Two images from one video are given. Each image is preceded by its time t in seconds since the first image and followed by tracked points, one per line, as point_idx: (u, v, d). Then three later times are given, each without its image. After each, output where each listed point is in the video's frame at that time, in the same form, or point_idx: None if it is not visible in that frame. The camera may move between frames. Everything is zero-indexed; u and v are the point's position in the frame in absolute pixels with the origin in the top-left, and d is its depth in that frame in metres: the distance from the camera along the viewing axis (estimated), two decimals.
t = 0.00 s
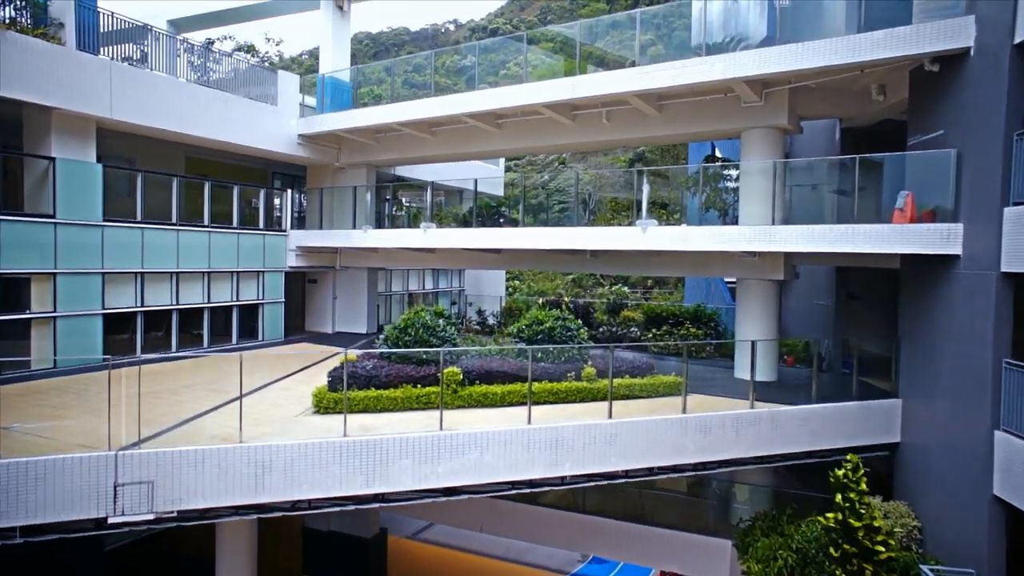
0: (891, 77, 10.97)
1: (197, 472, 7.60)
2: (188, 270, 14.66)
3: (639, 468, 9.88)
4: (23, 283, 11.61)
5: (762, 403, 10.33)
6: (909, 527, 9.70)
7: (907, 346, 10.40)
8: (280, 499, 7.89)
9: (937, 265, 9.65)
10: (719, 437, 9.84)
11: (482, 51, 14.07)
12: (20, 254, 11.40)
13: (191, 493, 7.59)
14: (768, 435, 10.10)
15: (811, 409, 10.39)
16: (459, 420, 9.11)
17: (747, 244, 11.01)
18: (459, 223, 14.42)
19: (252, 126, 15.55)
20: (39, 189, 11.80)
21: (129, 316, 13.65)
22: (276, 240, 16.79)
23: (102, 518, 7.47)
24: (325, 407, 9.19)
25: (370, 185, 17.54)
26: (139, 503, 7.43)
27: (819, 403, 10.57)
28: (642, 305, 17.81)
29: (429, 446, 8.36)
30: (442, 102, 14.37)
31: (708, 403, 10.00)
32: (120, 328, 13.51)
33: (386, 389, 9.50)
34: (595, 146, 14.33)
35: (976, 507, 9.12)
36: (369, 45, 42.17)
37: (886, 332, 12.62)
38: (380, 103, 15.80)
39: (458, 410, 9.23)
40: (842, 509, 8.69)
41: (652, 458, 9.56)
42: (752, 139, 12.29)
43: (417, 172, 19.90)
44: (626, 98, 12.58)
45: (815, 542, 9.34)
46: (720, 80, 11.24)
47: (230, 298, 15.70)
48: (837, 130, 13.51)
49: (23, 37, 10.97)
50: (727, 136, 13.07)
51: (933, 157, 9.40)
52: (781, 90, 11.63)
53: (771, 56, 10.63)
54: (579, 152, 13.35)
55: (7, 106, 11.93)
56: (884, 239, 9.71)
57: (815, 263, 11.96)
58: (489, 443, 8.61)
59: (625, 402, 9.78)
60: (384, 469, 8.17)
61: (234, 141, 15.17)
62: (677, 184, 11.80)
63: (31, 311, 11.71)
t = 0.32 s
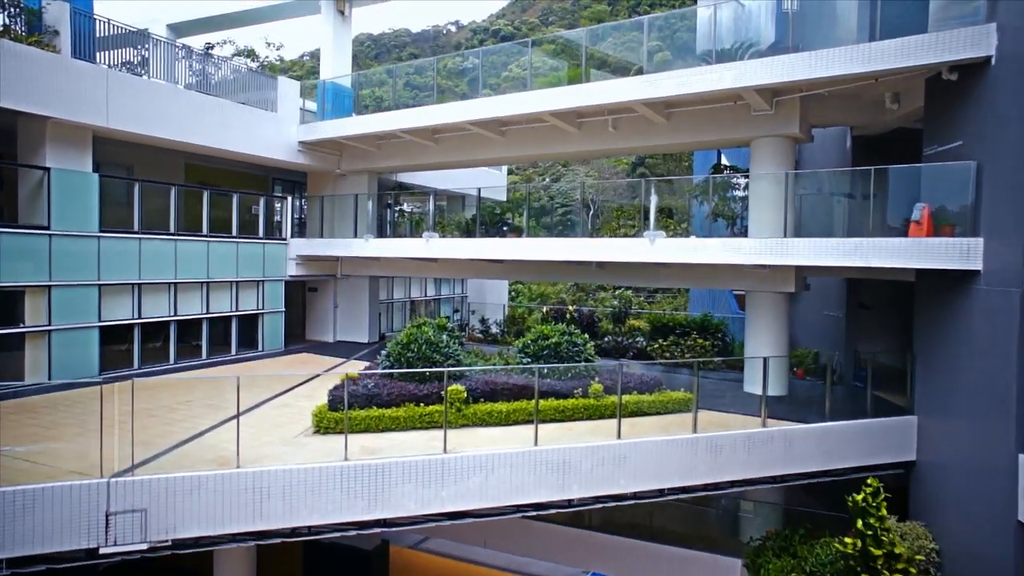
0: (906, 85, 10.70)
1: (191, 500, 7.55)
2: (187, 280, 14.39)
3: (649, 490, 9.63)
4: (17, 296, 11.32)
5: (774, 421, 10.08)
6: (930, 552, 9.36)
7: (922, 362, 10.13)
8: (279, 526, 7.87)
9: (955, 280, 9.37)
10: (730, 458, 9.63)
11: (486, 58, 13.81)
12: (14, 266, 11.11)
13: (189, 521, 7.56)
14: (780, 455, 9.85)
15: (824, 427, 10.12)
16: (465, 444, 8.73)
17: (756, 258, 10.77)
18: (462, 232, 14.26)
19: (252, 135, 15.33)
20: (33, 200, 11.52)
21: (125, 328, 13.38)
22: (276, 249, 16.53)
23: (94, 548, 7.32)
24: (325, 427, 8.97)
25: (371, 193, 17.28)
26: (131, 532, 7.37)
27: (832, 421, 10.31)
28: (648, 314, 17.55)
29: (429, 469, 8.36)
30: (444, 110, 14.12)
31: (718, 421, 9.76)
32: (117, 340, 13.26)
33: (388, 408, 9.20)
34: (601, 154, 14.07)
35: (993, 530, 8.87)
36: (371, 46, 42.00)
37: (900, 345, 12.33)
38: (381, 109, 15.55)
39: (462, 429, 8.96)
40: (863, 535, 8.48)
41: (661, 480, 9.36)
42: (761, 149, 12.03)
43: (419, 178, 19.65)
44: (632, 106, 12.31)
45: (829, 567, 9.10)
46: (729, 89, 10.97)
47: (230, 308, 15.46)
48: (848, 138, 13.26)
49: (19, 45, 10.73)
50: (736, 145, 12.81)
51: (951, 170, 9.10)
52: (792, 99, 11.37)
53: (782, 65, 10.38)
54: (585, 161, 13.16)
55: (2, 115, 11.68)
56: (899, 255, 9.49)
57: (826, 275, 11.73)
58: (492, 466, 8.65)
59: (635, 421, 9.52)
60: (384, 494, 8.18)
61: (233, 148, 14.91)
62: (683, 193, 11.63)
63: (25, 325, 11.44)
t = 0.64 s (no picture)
0: (920, 94, 10.44)
1: (187, 529, 7.37)
2: (185, 292, 14.14)
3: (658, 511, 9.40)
4: (11, 310, 11.08)
5: (785, 439, 9.84)
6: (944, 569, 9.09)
7: (938, 379, 9.88)
8: (279, 554, 7.71)
9: (972, 296, 9.12)
10: (739, 478, 9.43)
11: (489, 65, 13.57)
12: (8, 280, 10.88)
13: (185, 551, 7.39)
14: (792, 474, 9.62)
15: (838, 446, 9.87)
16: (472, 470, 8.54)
17: (767, 271, 10.53)
18: (465, 240, 14.12)
19: (252, 143, 15.10)
20: (27, 213, 11.28)
21: (122, 341, 13.14)
22: (277, 258, 16.30)
23: None
24: (326, 449, 8.70)
25: (373, 201, 17.12)
26: (125, 563, 7.22)
27: (845, 439, 10.04)
28: (653, 323, 17.29)
29: (432, 494, 8.24)
30: (447, 118, 13.89)
31: (727, 439, 9.52)
32: (115, 354, 13.02)
33: (389, 428, 8.92)
34: (606, 163, 13.83)
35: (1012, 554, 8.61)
36: (372, 48, 41.81)
37: (912, 358, 12.08)
38: (382, 116, 15.34)
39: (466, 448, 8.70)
40: (881, 561, 8.83)
41: (669, 501, 9.16)
42: (771, 158, 11.78)
43: (421, 185, 19.41)
44: (639, 115, 12.07)
45: None
46: (739, 98, 10.72)
47: (229, 319, 15.24)
48: (859, 147, 13.01)
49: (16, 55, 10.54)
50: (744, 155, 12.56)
51: (969, 184, 8.86)
52: (803, 107, 11.12)
53: (793, 74, 10.14)
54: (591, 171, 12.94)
55: None
56: (915, 270, 9.24)
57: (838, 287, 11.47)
58: (499, 490, 8.50)
59: (643, 438, 9.28)
60: (386, 518, 8.06)
61: (233, 157, 14.68)
62: (689, 202, 11.43)
63: (20, 340, 11.21)
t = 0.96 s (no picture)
0: (937, 102, 10.18)
1: (184, 556, 7.23)
2: (184, 303, 13.92)
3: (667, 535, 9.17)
4: (6, 323, 10.88)
5: (798, 459, 9.60)
6: None
7: (954, 395, 9.63)
8: None
9: (990, 312, 8.87)
10: (750, 500, 9.21)
11: (493, 72, 13.36)
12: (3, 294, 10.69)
13: None
14: (804, 496, 9.41)
15: (851, 465, 9.64)
16: (476, 492, 8.33)
17: (777, 285, 10.32)
18: (468, 249, 13.92)
19: (253, 150, 14.90)
20: (23, 224, 11.12)
21: (120, 354, 12.93)
22: (277, 267, 16.08)
23: None
24: (326, 471, 8.41)
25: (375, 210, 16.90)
26: None
27: (859, 458, 9.79)
28: (659, 333, 17.08)
29: (437, 520, 8.04)
30: (450, 126, 13.68)
31: (737, 458, 9.31)
32: (113, 368, 12.80)
33: (392, 448, 8.78)
34: (612, 171, 13.60)
35: None
36: (373, 49, 41.62)
37: (924, 369, 11.82)
38: (384, 122, 15.17)
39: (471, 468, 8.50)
40: None
41: (678, 524, 8.95)
42: (780, 169, 11.54)
43: (423, 192, 19.21)
44: (646, 124, 11.85)
45: None
46: (748, 109, 10.49)
47: (229, 329, 15.03)
48: (870, 156, 12.78)
49: (11, 65, 10.34)
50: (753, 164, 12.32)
51: (986, 196, 8.62)
52: (814, 117, 10.91)
53: (803, 84, 9.92)
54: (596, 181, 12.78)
55: None
56: (932, 285, 9.00)
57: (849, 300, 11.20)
58: (505, 514, 8.29)
59: (652, 458, 9.04)
60: (389, 544, 7.87)
61: (233, 165, 14.48)
62: (694, 210, 11.25)
63: (15, 354, 11.01)
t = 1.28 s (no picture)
0: (951, 112, 9.96)
1: None
2: (183, 314, 13.71)
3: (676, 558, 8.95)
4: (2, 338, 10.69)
5: (811, 479, 9.37)
6: None
7: (969, 414, 9.39)
8: None
9: (1008, 330, 8.62)
10: (761, 522, 9.00)
11: (496, 80, 13.18)
12: None
13: None
14: (816, 517, 9.20)
15: (864, 486, 9.43)
16: (479, 516, 8.12)
17: (787, 300, 10.13)
18: (472, 258, 13.77)
19: (253, 157, 14.70)
20: (20, 236, 10.99)
21: (118, 366, 12.72)
22: (277, 276, 15.87)
23: None
24: (326, 491, 8.20)
25: (377, 218, 16.71)
26: None
27: (872, 477, 9.56)
28: (665, 343, 16.93)
29: (441, 547, 7.83)
30: (453, 134, 13.47)
31: (748, 478, 9.08)
32: (110, 381, 12.60)
33: (395, 468, 8.58)
34: (617, 180, 13.39)
35: None
36: (375, 51, 41.46)
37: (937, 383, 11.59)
38: (387, 128, 15.04)
39: (475, 489, 8.26)
40: None
41: (688, 548, 8.73)
42: (789, 179, 11.31)
43: (426, 199, 19.02)
44: (653, 134, 11.64)
45: None
46: (758, 119, 10.26)
47: (229, 339, 14.83)
48: (881, 165, 12.53)
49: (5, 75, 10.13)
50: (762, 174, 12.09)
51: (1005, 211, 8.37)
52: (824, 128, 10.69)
53: (816, 94, 9.67)
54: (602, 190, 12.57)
55: None
56: (948, 302, 8.76)
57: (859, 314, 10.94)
58: (510, 539, 8.07)
59: (661, 475, 8.77)
60: (390, 573, 7.67)
61: (233, 173, 14.28)
62: (700, 218, 11.09)
63: (10, 368, 10.82)
